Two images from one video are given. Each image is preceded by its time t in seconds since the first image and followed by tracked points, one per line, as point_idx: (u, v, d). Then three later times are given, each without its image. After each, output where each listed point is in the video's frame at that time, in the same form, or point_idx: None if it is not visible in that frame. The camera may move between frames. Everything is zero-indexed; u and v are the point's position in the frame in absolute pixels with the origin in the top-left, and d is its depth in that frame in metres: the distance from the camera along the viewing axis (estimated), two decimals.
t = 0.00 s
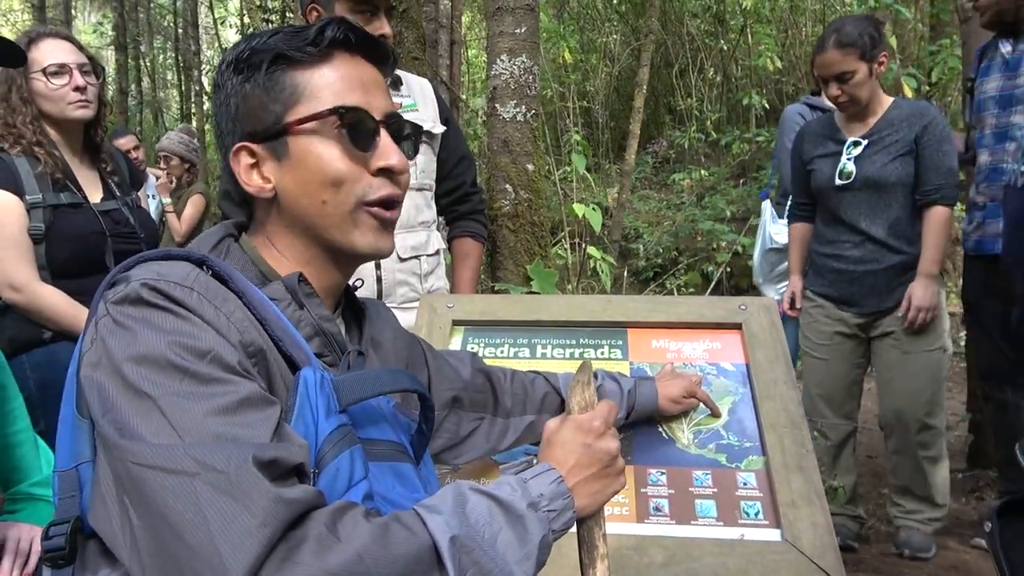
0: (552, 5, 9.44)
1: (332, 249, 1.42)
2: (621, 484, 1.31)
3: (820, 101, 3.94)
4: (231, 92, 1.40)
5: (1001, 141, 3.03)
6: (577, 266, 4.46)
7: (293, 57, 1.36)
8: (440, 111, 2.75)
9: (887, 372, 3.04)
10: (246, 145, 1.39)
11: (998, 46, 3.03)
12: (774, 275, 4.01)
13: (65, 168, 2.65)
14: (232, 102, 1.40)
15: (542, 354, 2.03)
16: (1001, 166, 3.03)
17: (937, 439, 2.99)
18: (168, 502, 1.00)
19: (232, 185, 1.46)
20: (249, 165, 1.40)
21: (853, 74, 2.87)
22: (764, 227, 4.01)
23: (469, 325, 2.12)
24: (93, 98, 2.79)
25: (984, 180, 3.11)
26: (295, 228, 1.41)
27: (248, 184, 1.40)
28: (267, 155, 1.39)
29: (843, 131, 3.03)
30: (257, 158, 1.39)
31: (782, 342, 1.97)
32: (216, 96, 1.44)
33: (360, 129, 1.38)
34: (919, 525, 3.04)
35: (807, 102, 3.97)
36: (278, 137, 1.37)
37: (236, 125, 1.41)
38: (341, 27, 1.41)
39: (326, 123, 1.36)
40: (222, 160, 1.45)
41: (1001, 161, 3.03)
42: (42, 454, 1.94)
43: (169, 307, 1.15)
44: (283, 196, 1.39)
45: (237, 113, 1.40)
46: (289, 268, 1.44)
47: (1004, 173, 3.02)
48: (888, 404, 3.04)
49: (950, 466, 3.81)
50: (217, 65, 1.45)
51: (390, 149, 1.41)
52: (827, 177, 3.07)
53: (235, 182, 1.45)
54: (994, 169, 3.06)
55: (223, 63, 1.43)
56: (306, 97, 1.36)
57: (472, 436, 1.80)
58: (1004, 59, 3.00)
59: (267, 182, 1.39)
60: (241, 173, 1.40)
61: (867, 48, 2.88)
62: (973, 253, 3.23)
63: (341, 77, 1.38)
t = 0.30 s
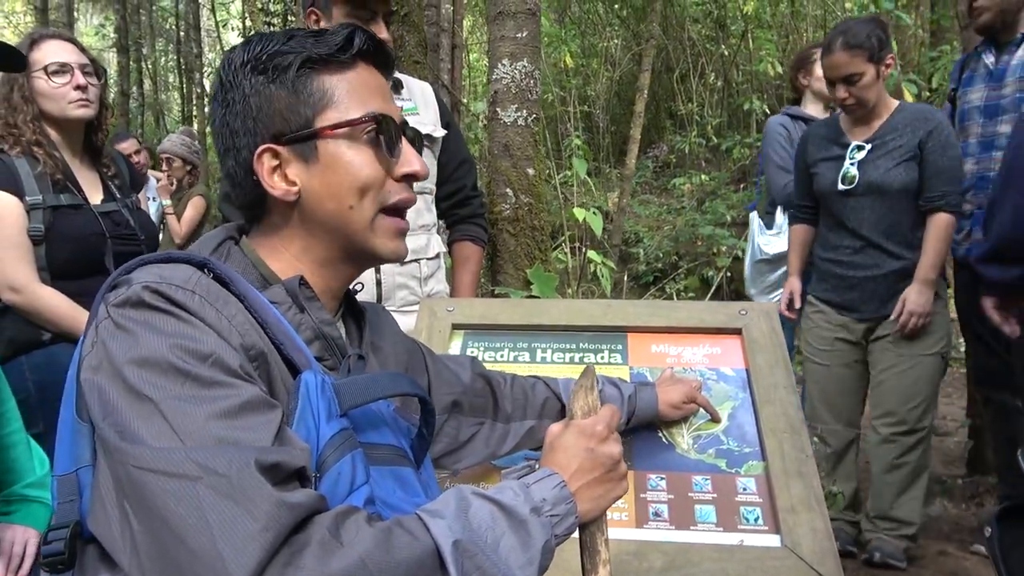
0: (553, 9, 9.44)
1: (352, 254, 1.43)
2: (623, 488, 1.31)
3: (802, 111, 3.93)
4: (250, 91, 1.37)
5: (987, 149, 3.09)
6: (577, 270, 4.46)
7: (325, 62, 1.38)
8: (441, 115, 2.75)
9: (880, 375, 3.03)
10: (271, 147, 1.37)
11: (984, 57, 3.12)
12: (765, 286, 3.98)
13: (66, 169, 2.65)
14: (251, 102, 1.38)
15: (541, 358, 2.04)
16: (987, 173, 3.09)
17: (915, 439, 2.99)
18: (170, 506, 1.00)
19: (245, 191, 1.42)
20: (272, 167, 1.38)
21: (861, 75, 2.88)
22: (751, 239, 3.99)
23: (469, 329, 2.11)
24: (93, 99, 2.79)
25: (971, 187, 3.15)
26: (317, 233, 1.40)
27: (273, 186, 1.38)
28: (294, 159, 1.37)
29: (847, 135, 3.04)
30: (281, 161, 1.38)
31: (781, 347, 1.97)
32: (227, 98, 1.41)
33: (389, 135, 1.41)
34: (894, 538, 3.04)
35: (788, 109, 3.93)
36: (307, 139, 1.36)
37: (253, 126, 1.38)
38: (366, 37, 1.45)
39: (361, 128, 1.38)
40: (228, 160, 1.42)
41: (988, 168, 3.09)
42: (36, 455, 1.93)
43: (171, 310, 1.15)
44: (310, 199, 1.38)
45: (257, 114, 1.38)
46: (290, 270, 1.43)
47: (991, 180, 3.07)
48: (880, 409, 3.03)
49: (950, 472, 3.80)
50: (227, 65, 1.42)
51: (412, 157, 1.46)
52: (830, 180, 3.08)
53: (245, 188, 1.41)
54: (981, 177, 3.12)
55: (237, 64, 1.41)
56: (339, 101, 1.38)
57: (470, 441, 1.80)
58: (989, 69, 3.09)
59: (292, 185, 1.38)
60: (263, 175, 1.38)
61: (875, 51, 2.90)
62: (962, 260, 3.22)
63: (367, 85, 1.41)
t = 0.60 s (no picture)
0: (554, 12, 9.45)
1: (352, 254, 1.43)
2: (609, 490, 1.31)
3: (782, 116, 4.03)
4: (258, 83, 1.35)
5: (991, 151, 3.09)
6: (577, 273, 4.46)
7: (338, 61, 1.38)
8: (440, 117, 2.74)
9: (883, 382, 3.04)
10: (275, 142, 1.35)
11: (982, 58, 3.12)
12: (747, 290, 3.92)
13: (65, 168, 2.65)
14: (257, 94, 1.35)
15: (540, 361, 2.03)
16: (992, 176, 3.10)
17: (914, 444, 3.01)
18: (161, 507, 0.99)
19: (232, 186, 1.40)
20: (275, 163, 1.36)
21: (886, 70, 2.85)
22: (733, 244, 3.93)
23: (467, 331, 2.11)
24: (92, 98, 2.79)
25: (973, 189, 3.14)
26: (318, 232, 1.40)
27: (277, 182, 1.36)
28: (299, 157, 1.36)
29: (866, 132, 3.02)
30: (285, 157, 1.36)
31: (780, 351, 1.96)
32: (229, 87, 1.38)
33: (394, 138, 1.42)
34: (891, 542, 3.02)
35: (765, 119, 4.05)
36: (316, 137, 1.35)
37: (258, 118, 1.35)
38: (375, 40, 1.45)
39: (370, 130, 1.38)
40: (225, 152, 1.40)
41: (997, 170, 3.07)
42: (28, 456, 1.92)
43: (159, 307, 1.14)
44: (315, 198, 1.37)
45: (263, 107, 1.35)
46: (279, 267, 1.41)
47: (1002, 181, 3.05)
48: (880, 410, 3.06)
49: (949, 476, 3.80)
50: (230, 55, 1.39)
51: (413, 161, 1.47)
52: (841, 176, 3.08)
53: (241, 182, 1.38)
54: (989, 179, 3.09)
55: (243, 55, 1.38)
56: (350, 102, 1.38)
57: (468, 443, 1.79)
58: (989, 70, 3.09)
59: (296, 182, 1.37)
60: (266, 171, 1.36)
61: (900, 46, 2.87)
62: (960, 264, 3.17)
63: (375, 88, 1.42)
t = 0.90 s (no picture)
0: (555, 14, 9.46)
1: (315, 247, 1.40)
2: (597, 495, 1.27)
3: (766, 120, 4.03)
4: (221, 63, 1.28)
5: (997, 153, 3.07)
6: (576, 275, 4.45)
7: (308, 51, 1.34)
8: (439, 118, 2.73)
9: (876, 385, 3.04)
10: (243, 128, 1.29)
11: (979, 59, 3.12)
12: (729, 292, 3.91)
13: (65, 169, 2.65)
14: (218, 74, 1.28)
15: (540, 362, 2.02)
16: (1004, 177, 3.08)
17: (911, 447, 3.00)
18: (132, 522, 0.97)
19: (187, 171, 1.33)
20: (242, 150, 1.30)
21: (885, 60, 2.86)
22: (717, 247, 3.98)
23: (467, 333, 2.11)
24: (92, 100, 2.80)
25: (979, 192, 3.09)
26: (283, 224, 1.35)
27: (242, 170, 1.30)
28: (266, 144, 1.31)
29: (853, 133, 3.01)
30: (252, 144, 1.30)
31: (781, 352, 1.96)
32: (190, 67, 1.30)
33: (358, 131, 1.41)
34: (892, 545, 3.02)
35: (750, 123, 4.07)
36: (283, 125, 1.31)
37: (223, 101, 1.28)
38: (344, 34, 1.42)
39: (340, 122, 1.36)
40: (180, 132, 1.31)
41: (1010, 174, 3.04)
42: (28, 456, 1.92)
43: (116, 305, 1.12)
44: (281, 187, 1.33)
45: (230, 91, 1.28)
46: (235, 262, 1.36)
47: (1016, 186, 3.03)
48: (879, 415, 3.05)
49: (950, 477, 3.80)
50: (188, 32, 1.32)
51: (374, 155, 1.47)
52: (832, 177, 3.03)
53: (197, 167, 1.31)
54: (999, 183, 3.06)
55: (208, 35, 1.31)
56: (318, 92, 1.34)
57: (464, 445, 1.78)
58: (989, 71, 3.09)
59: (262, 171, 1.31)
60: (233, 158, 1.29)
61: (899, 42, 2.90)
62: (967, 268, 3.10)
63: (341, 80, 1.39)
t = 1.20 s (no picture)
0: (555, 16, 9.47)
1: (261, 245, 1.36)
2: (579, 506, 1.27)
3: (756, 123, 4.05)
4: (175, 45, 1.24)
5: (993, 152, 3.10)
6: (577, 276, 4.45)
7: (268, 37, 1.31)
8: (439, 119, 2.73)
9: (877, 385, 3.03)
10: (196, 116, 1.24)
11: (966, 56, 3.13)
12: (720, 294, 3.90)
13: (65, 171, 2.65)
14: (172, 56, 1.24)
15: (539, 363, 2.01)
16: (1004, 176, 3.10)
17: (915, 447, 2.99)
18: (80, 548, 0.91)
19: (130, 157, 1.27)
20: (194, 139, 1.25)
21: (865, 52, 2.90)
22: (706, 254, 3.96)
23: (466, 333, 2.10)
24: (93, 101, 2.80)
25: (982, 191, 3.14)
26: (231, 220, 1.31)
27: (192, 162, 1.25)
28: (220, 135, 1.26)
29: (834, 134, 3.02)
30: (205, 133, 1.25)
31: (781, 352, 1.96)
32: (138, 47, 1.25)
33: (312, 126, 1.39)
34: (894, 545, 3.04)
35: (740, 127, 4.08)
36: (240, 115, 1.27)
37: (174, 86, 1.24)
38: (304, 24, 1.39)
39: (298, 116, 1.33)
40: (125, 116, 1.26)
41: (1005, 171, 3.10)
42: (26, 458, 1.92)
43: (47, 311, 1.02)
44: (232, 181, 1.29)
45: (183, 75, 1.24)
46: (175, 258, 1.30)
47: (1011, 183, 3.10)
48: (878, 416, 3.05)
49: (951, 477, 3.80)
50: (137, 7, 1.25)
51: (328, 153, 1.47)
52: (820, 178, 3.02)
53: (141, 153, 1.26)
54: (995, 182, 3.12)
55: (159, 13, 1.25)
56: (276, 83, 1.32)
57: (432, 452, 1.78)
58: (977, 69, 3.11)
59: (214, 163, 1.27)
60: (183, 147, 1.24)
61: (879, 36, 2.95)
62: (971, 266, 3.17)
63: (299, 70, 1.37)
